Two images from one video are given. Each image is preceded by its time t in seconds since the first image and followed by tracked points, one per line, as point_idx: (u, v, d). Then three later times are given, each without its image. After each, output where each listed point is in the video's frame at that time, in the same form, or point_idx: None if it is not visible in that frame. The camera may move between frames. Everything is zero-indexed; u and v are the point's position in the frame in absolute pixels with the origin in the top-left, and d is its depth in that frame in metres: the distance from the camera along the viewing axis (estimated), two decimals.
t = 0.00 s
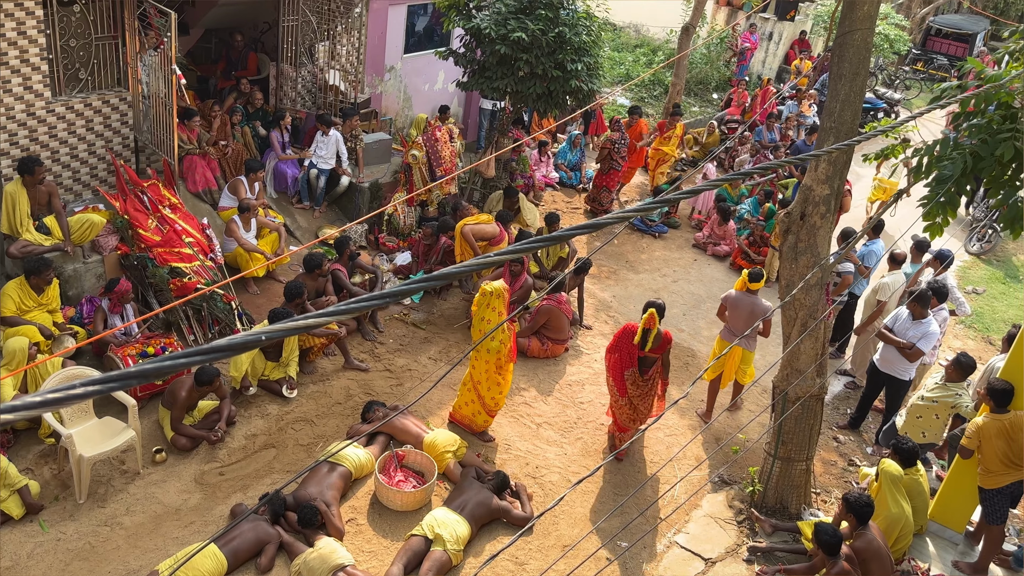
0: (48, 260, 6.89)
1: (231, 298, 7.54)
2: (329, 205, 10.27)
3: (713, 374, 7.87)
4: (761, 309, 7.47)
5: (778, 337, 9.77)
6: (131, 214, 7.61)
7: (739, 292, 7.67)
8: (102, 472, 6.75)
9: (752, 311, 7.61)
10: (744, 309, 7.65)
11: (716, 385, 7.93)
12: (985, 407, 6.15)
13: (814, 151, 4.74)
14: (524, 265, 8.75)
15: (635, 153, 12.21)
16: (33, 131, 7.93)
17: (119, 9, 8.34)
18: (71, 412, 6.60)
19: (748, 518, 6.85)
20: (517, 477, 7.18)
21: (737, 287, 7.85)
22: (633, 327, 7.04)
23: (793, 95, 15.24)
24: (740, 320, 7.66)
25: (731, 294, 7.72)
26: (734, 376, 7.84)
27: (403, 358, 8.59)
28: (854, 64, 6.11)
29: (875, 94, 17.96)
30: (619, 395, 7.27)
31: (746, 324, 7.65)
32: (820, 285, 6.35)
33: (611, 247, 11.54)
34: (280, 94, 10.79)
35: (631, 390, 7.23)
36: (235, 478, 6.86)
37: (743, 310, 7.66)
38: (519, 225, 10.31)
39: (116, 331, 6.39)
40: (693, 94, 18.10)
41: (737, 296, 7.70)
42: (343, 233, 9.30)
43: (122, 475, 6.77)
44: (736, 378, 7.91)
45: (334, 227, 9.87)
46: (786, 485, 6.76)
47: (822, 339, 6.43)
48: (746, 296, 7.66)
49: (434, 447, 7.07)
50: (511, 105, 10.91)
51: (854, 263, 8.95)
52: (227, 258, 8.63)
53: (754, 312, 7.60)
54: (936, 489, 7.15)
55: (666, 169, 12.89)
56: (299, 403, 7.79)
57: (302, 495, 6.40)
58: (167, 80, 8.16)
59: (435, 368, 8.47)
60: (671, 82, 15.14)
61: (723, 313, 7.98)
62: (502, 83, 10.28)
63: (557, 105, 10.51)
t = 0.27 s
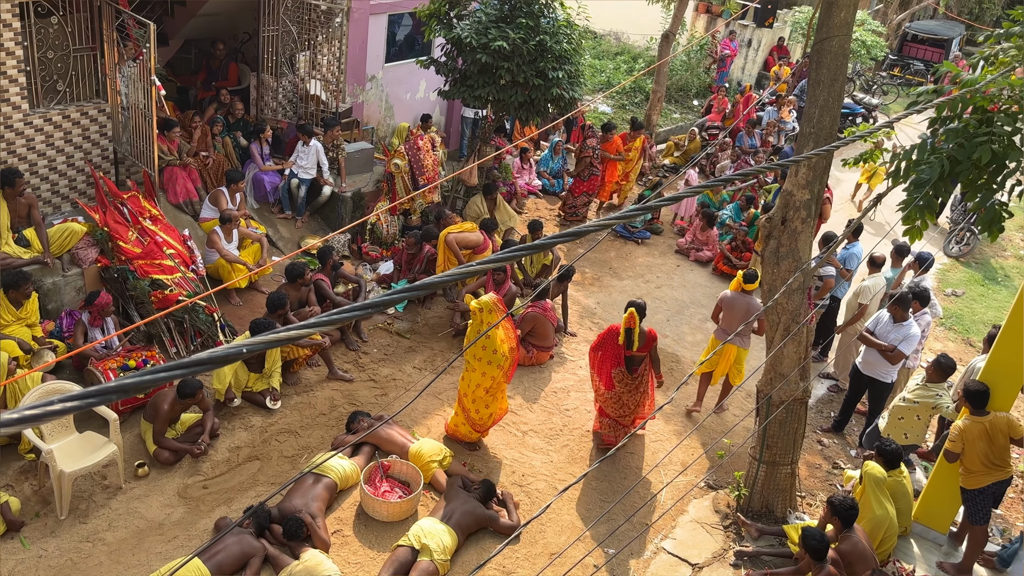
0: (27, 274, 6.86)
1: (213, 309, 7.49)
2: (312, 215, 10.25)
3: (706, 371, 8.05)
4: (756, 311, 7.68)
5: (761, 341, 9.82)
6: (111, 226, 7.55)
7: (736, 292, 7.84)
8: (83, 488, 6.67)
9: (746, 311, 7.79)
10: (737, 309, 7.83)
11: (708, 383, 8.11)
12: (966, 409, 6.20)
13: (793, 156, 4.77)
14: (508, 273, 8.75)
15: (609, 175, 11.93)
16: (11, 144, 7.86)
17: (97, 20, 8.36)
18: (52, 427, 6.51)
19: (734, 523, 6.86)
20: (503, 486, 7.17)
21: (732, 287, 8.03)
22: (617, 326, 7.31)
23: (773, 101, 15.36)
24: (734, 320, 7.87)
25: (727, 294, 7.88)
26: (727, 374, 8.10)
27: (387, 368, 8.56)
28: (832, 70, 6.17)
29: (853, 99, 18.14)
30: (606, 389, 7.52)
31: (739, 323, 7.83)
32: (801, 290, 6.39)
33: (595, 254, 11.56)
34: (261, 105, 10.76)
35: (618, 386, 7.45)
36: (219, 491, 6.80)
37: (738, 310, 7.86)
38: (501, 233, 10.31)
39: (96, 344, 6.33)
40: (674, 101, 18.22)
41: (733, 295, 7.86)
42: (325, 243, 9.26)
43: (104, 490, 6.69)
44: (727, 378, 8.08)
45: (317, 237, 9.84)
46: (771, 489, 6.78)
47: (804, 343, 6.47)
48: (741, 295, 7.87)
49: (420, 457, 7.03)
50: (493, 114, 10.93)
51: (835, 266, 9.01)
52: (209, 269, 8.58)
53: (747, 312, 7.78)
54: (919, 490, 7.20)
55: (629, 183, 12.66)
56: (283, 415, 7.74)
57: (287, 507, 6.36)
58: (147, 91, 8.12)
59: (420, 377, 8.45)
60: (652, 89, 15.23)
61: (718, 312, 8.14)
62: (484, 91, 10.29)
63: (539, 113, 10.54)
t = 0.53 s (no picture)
0: (10, 284, 6.81)
1: (199, 318, 7.45)
2: (298, 222, 10.22)
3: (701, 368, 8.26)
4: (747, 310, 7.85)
5: (748, 344, 9.85)
6: (95, 235, 7.51)
7: (725, 289, 8.05)
8: (68, 499, 6.61)
9: (735, 309, 7.98)
10: (726, 306, 8.04)
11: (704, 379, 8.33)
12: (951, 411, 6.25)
13: (777, 161, 4.80)
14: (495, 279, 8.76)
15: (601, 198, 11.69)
16: None
17: (80, 29, 8.25)
18: (36, 439, 6.46)
19: (723, 526, 6.88)
20: (492, 492, 7.15)
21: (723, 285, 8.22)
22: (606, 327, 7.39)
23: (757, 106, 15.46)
24: (726, 317, 8.03)
25: (717, 292, 8.07)
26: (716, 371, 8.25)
27: (375, 375, 8.53)
28: (814, 75, 6.22)
29: (836, 104, 18.29)
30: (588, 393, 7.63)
31: (730, 321, 8.03)
32: (787, 293, 6.43)
33: (582, 259, 11.59)
34: (247, 112, 10.73)
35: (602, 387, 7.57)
36: (206, 501, 6.75)
37: (730, 308, 8.04)
38: (488, 239, 10.32)
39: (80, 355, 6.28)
40: (659, 106, 18.31)
41: (723, 294, 8.06)
42: (312, 251, 9.24)
43: (89, 502, 6.63)
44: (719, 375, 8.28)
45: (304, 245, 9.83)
46: (759, 492, 6.80)
47: (791, 346, 6.51)
48: (732, 293, 8.04)
49: (408, 464, 7.05)
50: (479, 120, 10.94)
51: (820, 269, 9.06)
52: (195, 278, 8.53)
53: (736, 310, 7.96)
54: (906, 491, 7.24)
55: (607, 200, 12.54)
56: (270, 424, 7.70)
57: (275, 517, 6.34)
58: (131, 100, 8.07)
59: (408, 384, 8.43)
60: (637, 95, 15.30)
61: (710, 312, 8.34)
62: (469, 98, 10.30)
63: (525, 119, 10.56)
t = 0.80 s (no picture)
0: None
1: (191, 323, 7.42)
2: (290, 227, 10.20)
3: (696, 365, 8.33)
4: (738, 307, 7.84)
5: (741, 347, 9.88)
6: (86, 241, 7.48)
7: (716, 286, 8.05)
8: (60, 506, 6.57)
9: (728, 305, 8.00)
10: (719, 303, 8.05)
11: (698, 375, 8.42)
12: (942, 412, 6.28)
13: (768, 164, 4.81)
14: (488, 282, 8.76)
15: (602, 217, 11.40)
16: None
17: (71, 34, 8.22)
18: (27, 446, 6.42)
19: (717, 528, 6.89)
20: (486, 496, 7.14)
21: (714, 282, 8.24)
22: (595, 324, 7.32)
23: (748, 109, 15.52)
24: (719, 314, 8.06)
25: (708, 289, 8.08)
26: (711, 369, 8.29)
27: (368, 380, 8.52)
28: (805, 77, 6.24)
29: (826, 106, 18.38)
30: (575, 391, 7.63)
31: (723, 317, 8.05)
32: (779, 295, 6.45)
33: (575, 262, 11.60)
34: (238, 117, 10.71)
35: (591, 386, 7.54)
36: (199, 507, 6.73)
37: (722, 304, 8.04)
38: (481, 242, 10.32)
39: (72, 360, 6.25)
40: (650, 110, 18.36)
41: (714, 290, 8.06)
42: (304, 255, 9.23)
43: (81, 509, 6.60)
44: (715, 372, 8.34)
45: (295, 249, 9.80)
46: (753, 494, 6.81)
47: (783, 348, 6.52)
48: (723, 289, 8.04)
49: (401, 468, 7.04)
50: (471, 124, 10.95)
51: (812, 271, 9.09)
52: (186, 283, 8.50)
53: (729, 307, 7.98)
54: (899, 492, 7.27)
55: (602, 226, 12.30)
56: (263, 429, 7.68)
57: (268, 522, 6.32)
58: (121, 104, 8.05)
59: (401, 388, 8.41)
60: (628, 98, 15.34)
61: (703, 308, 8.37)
62: (461, 102, 10.31)
63: (517, 123, 10.57)
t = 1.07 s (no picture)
0: None
1: (189, 323, 7.41)
2: (289, 227, 10.18)
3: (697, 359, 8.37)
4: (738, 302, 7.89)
5: (739, 346, 9.88)
6: (84, 241, 7.47)
7: (714, 281, 8.08)
8: (58, 507, 6.57)
9: (728, 300, 8.04)
10: (719, 297, 8.07)
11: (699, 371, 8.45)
12: (939, 412, 6.29)
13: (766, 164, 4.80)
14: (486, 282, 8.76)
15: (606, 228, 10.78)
16: None
17: (68, 34, 8.21)
18: (25, 446, 6.41)
19: (716, 528, 6.89)
20: (485, 496, 7.14)
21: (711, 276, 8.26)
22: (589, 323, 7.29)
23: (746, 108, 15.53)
24: (719, 309, 8.09)
25: (706, 284, 8.11)
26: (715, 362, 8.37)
27: (366, 380, 8.51)
28: (803, 77, 6.24)
29: (825, 106, 18.38)
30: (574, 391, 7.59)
31: (723, 311, 8.09)
32: (777, 295, 6.45)
33: (573, 262, 11.59)
34: (237, 117, 10.70)
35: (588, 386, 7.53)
36: (197, 507, 6.72)
37: (721, 299, 8.08)
38: (480, 242, 10.31)
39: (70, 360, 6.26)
40: (648, 109, 18.37)
41: (713, 285, 8.10)
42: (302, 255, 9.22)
43: (79, 509, 6.60)
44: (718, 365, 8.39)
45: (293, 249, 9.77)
46: (751, 493, 6.81)
47: (781, 347, 6.53)
48: (721, 284, 8.07)
49: (400, 468, 7.04)
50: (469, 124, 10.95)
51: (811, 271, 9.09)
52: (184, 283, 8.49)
53: (728, 301, 8.02)
54: (897, 492, 7.27)
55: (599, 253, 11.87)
56: (262, 429, 7.67)
57: (266, 523, 6.33)
58: (119, 104, 8.04)
59: (399, 388, 8.41)
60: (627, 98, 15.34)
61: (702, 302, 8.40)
62: (459, 101, 10.31)
63: (515, 122, 10.57)
